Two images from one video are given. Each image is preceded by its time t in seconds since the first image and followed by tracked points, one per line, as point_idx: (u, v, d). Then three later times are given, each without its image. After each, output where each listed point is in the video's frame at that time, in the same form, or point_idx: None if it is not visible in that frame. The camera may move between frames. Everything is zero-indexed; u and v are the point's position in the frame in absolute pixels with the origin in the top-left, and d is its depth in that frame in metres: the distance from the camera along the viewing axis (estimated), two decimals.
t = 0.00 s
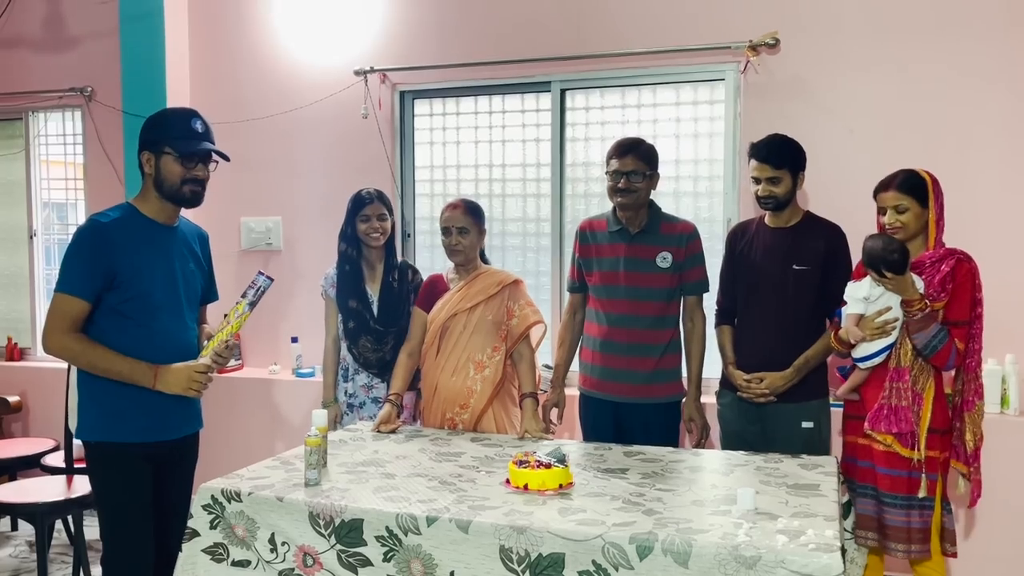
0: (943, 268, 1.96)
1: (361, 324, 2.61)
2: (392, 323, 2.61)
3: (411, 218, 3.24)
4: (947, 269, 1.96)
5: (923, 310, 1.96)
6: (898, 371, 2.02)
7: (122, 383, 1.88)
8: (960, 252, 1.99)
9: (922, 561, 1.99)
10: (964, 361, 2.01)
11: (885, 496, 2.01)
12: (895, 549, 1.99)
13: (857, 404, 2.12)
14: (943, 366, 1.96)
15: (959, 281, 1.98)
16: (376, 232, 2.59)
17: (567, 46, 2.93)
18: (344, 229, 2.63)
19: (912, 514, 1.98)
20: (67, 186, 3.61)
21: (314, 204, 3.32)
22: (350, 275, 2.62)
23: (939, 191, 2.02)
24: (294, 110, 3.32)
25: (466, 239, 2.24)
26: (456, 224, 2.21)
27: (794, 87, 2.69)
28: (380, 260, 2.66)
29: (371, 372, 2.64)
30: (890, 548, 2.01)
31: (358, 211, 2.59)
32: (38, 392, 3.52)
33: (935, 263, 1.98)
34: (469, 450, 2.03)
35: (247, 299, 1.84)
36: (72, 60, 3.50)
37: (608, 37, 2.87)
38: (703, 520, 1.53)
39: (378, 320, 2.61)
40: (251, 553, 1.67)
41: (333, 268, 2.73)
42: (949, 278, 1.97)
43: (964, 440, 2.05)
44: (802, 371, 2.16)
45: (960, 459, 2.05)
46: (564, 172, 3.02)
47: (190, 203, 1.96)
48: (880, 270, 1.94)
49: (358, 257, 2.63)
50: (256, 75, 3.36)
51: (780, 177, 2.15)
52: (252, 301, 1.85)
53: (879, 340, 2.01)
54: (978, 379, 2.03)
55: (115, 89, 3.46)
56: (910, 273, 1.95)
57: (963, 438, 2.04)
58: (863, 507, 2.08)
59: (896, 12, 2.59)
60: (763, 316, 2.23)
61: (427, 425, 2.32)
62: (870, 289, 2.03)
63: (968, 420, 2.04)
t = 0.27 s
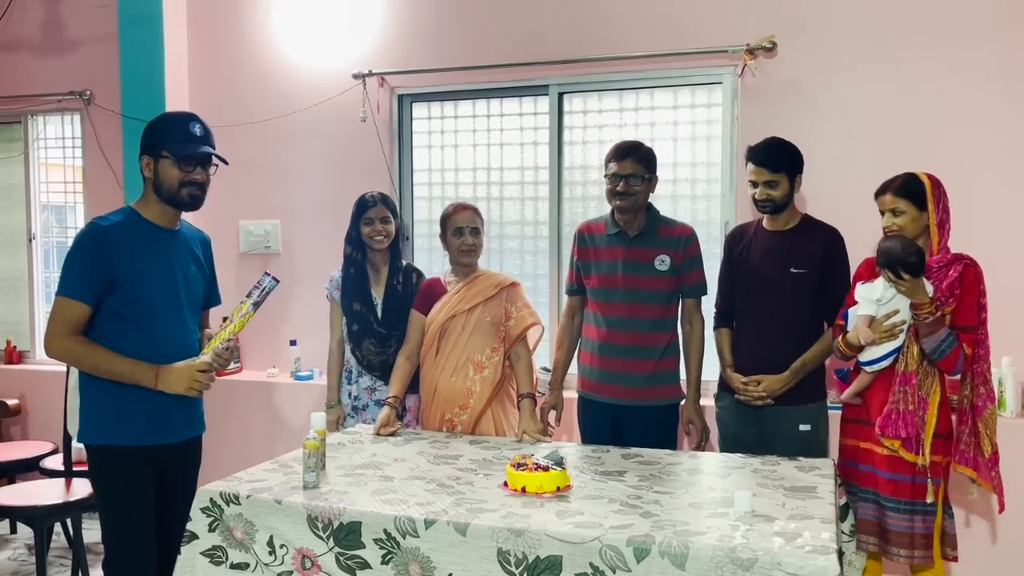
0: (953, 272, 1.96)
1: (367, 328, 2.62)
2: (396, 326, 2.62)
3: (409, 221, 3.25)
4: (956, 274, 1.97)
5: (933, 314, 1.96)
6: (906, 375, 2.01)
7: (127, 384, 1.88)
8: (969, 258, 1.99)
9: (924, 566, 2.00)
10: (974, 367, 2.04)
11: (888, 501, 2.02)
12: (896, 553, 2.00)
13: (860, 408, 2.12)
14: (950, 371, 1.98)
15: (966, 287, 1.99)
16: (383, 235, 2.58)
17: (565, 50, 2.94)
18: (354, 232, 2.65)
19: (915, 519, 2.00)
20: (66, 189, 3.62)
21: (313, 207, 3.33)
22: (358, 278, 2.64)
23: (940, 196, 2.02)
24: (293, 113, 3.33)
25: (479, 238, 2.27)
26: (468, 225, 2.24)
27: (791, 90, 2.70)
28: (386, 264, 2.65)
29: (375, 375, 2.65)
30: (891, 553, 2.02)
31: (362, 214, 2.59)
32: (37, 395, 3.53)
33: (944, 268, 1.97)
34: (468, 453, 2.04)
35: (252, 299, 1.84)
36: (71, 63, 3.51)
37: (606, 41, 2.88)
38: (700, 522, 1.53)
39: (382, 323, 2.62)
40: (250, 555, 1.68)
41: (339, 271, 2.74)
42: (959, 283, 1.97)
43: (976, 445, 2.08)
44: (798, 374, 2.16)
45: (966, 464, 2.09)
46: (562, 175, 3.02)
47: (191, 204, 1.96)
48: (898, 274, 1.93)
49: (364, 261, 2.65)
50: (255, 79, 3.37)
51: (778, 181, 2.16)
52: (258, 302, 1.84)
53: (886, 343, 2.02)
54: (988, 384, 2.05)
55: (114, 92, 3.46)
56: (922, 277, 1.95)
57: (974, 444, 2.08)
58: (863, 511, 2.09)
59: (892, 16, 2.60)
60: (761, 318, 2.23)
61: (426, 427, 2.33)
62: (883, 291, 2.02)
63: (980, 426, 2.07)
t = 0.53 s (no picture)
0: (949, 277, 1.97)
1: (364, 330, 2.62)
2: (393, 329, 2.63)
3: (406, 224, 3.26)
4: (953, 278, 1.97)
5: (929, 316, 1.98)
6: (902, 379, 2.03)
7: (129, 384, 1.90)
8: (966, 263, 2.00)
9: (918, 570, 2.01)
10: (973, 370, 2.03)
11: (883, 504, 2.04)
12: (890, 556, 2.02)
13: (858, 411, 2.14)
14: (945, 376, 1.98)
15: (963, 292, 1.99)
16: (379, 237, 2.60)
17: (561, 53, 2.95)
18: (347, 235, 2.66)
19: (909, 523, 2.01)
20: (64, 191, 3.62)
21: (310, 210, 3.34)
22: (356, 280, 2.65)
23: (935, 201, 2.02)
24: (291, 116, 3.34)
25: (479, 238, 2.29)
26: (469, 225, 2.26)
27: (785, 94, 2.72)
28: (388, 267, 2.68)
29: (373, 377, 2.66)
30: (885, 556, 2.03)
31: (360, 217, 2.61)
32: (34, 396, 3.53)
33: (940, 273, 1.99)
34: (463, 455, 2.05)
35: (255, 302, 1.86)
36: (68, 66, 3.52)
37: (602, 45, 2.89)
38: (693, 524, 1.54)
39: (380, 325, 2.63)
40: (246, 557, 1.69)
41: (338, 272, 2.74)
42: (956, 287, 1.98)
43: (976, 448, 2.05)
44: (792, 377, 2.17)
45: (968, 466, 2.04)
46: (558, 177, 3.04)
47: (189, 207, 1.97)
48: (897, 275, 1.95)
49: (364, 263, 2.67)
50: (253, 82, 3.38)
51: (772, 185, 2.17)
52: (261, 304, 1.87)
53: (882, 346, 2.04)
54: (988, 389, 2.04)
55: (111, 95, 3.47)
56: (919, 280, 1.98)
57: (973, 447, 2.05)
58: (858, 514, 2.11)
59: (886, 20, 2.62)
60: (755, 321, 2.25)
61: (422, 429, 2.33)
62: (881, 293, 2.04)
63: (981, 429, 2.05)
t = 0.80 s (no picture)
0: (943, 280, 1.98)
1: (358, 331, 2.65)
2: (390, 329, 2.64)
3: (404, 224, 3.27)
4: (947, 281, 1.98)
5: (922, 320, 1.98)
6: (894, 381, 2.04)
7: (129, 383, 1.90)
8: (962, 267, 2.00)
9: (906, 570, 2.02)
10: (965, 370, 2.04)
11: (873, 504, 2.05)
12: (878, 556, 2.03)
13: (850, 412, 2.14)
14: (938, 378, 2.00)
15: (958, 295, 1.99)
16: (382, 235, 2.63)
17: (558, 55, 2.96)
18: (349, 234, 2.66)
19: (899, 524, 2.02)
20: (61, 191, 3.62)
21: (307, 210, 3.34)
22: (351, 280, 2.66)
23: (933, 203, 2.02)
24: (288, 116, 3.34)
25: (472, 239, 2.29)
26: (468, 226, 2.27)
27: (781, 96, 2.72)
28: (380, 265, 2.67)
29: (367, 379, 2.67)
30: (873, 556, 2.05)
31: (366, 215, 2.63)
32: (31, 396, 3.53)
33: (935, 276, 1.99)
34: (459, 455, 2.06)
35: (257, 301, 1.87)
36: (65, 65, 3.52)
37: (599, 47, 2.90)
38: (687, 524, 1.55)
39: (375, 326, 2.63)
40: (242, 556, 1.69)
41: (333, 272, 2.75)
42: (950, 290, 1.99)
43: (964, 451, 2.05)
44: (787, 377, 2.18)
45: (958, 468, 2.04)
46: (555, 178, 3.04)
47: (190, 210, 1.98)
48: (891, 278, 1.95)
49: (362, 262, 2.65)
50: (250, 82, 3.39)
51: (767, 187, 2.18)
52: (263, 303, 1.88)
53: (873, 347, 2.04)
54: (979, 393, 2.04)
55: (109, 95, 3.48)
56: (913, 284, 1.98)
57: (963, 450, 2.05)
58: (848, 513, 2.12)
59: (881, 23, 2.63)
60: (751, 322, 2.26)
61: (419, 429, 2.34)
62: (876, 297, 2.03)
63: (969, 433, 2.05)
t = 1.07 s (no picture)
0: (939, 283, 1.98)
1: (369, 335, 2.65)
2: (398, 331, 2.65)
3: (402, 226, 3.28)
4: (943, 284, 1.98)
5: (917, 324, 1.99)
6: (888, 383, 2.04)
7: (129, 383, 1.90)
8: (959, 270, 2.00)
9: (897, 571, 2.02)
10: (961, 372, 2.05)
11: (866, 505, 2.05)
12: (869, 556, 2.04)
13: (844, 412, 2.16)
14: (933, 381, 2.00)
15: (953, 298, 1.99)
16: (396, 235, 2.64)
17: (556, 57, 2.96)
18: (357, 232, 2.65)
19: (891, 525, 2.02)
20: (59, 191, 3.62)
21: (305, 211, 3.35)
22: (360, 279, 2.65)
23: (930, 206, 2.03)
24: (287, 117, 3.35)
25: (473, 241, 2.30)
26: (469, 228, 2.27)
27: (778, 98, 2.73)
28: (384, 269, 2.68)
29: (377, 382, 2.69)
30: (865, 556, 2.05)
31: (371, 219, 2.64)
32: (29, 397, 3.53)
33: (932, 278, 2.00)
34: (457, 456, 2.06)
35: (260, 303, 1.88)
36: (64, 67, 3.52)
37: (597, 48, 2.91)
38: (683, 525, 1.56)
39: (386, 328, 2.65)
40: (239, 557, 1.69)
41: (337, 273, 2.74)
42: (946, 293, 1.99)
43: (960, 457, 2.05)
44: (784, 379, 2.19)
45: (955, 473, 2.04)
46: (553, 180, 3.05)
47: (199, 217, 2.00)
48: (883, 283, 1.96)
49: (372, 261, 2.65)
50: (249, 83, 3.39)
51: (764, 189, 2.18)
52: (265, 306, 1.89)
53: (868, 351, 2.04)
54: (975, 397, 2.04)
55: (107, 96, 3.48)
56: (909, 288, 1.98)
57: (959, 455, 2.05)
58: (841, 513, 2.13)
59: (878, 26, 2.63)
60: (747, 324, 2.26)
61: (417, 430, 2.34)
62: (871, 303, 2.03)
63: (964, 437, 2.04)
